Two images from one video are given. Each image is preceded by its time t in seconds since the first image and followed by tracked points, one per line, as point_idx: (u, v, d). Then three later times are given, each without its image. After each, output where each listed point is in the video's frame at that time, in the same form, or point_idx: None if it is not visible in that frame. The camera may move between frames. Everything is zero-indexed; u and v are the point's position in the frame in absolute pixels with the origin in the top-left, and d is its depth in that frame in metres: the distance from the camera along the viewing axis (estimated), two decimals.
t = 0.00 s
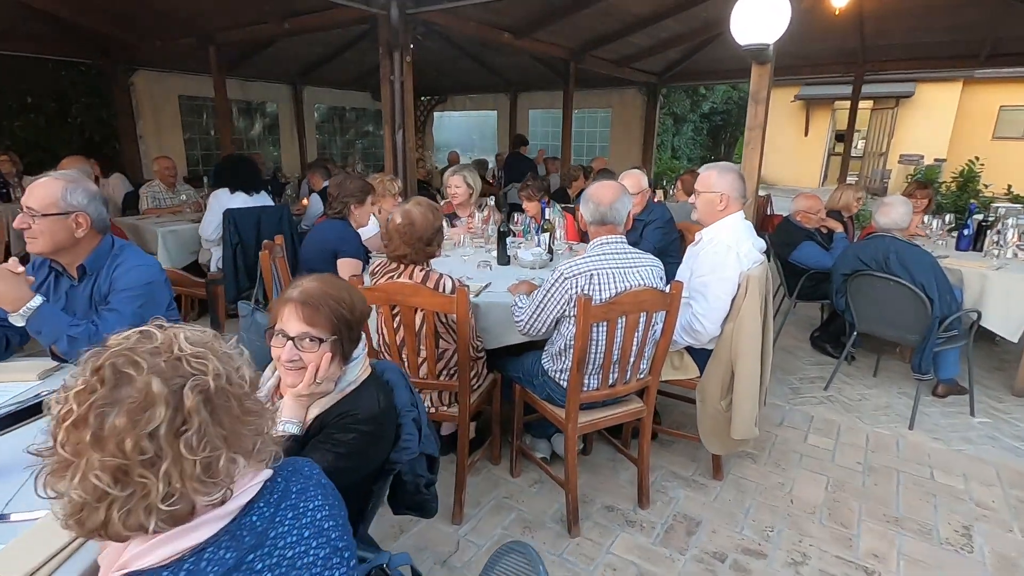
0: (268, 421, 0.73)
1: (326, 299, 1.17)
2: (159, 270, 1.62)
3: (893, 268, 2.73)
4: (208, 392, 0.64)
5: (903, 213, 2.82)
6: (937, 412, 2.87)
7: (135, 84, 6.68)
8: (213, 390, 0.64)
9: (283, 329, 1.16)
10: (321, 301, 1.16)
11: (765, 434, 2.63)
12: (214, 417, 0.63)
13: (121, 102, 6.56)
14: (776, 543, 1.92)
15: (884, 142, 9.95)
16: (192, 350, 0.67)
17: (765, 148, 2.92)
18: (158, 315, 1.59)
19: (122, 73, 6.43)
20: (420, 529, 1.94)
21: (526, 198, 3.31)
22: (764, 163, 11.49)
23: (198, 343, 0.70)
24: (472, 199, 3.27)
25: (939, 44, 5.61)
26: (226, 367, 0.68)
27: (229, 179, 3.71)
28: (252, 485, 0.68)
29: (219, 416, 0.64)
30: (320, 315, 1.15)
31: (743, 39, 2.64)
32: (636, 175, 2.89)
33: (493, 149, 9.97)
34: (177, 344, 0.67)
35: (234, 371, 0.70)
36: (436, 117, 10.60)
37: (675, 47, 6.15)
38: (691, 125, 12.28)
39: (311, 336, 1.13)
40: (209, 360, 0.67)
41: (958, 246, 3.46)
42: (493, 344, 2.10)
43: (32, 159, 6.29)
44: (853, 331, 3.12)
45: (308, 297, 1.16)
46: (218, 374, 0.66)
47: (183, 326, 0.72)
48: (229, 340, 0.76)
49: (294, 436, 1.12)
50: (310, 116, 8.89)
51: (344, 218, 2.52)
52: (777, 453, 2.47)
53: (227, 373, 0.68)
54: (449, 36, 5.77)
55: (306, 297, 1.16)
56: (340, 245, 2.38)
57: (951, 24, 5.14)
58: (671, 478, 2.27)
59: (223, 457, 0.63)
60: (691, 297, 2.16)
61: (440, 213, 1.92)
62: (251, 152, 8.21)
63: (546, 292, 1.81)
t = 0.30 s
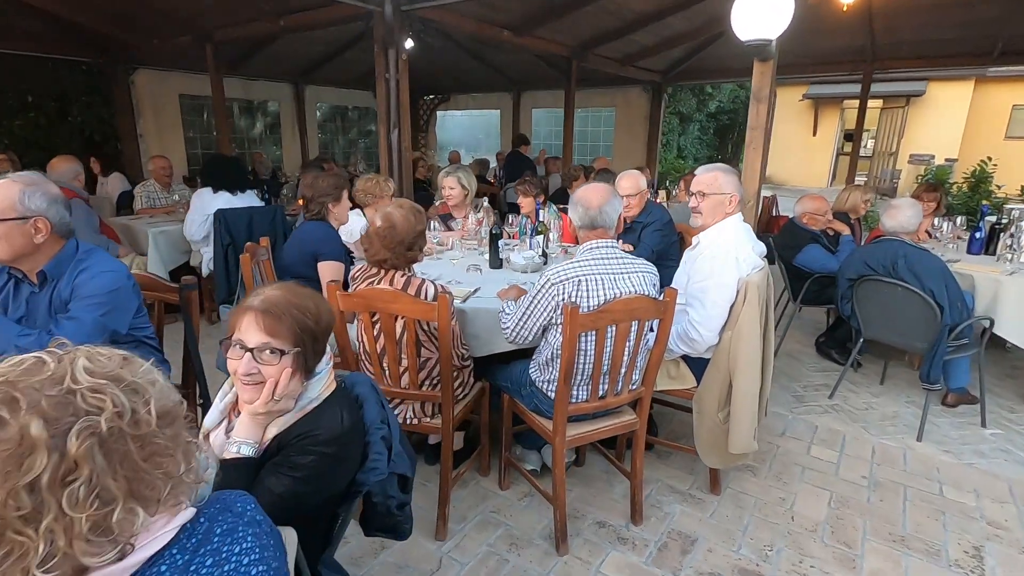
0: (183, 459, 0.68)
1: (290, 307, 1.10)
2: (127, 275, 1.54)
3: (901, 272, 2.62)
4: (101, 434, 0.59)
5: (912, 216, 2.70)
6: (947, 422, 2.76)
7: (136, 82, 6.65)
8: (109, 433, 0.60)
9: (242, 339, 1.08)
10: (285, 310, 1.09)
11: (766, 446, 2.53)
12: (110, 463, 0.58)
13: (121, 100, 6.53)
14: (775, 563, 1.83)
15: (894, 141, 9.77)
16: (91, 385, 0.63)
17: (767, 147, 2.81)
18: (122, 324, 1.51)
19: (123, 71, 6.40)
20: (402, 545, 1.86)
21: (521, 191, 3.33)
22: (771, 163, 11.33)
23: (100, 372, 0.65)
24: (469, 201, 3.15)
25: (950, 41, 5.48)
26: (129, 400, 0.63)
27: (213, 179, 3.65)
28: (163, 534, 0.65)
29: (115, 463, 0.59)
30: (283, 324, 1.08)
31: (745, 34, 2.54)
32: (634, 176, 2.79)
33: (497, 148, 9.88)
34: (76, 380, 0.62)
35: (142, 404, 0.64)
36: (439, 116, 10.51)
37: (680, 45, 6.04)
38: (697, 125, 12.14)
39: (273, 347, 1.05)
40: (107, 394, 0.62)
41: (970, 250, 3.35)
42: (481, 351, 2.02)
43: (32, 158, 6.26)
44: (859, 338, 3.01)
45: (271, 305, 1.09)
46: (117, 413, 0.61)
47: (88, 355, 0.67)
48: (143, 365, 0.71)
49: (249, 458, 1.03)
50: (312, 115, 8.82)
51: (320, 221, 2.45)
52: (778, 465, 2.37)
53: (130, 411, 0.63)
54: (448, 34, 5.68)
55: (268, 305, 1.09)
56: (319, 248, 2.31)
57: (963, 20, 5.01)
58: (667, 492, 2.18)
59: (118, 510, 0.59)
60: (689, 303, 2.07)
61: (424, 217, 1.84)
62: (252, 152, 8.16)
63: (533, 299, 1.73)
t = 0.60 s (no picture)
0: (115, 497, 0.61)
1: (247, 312, 1.02)
2: (102, 281, 1.47)
3: (914, 271, 2.52)
4: (11, 471, 0.53)
5: (925, 212, 2.59)
6: (962, 426, 2.65)
7: (136, 82, 6.62)
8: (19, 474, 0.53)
9: (197, 350, 1.01)
10: (242, 316, 1.01)
11: (774, 451, 2.43)
12: (19, 505, 0.53)
13: (121, 99, 6.49)
14: None
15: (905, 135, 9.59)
16: (4, 413, 0.55)
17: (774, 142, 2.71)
18: (97, 332, 1.44)
19: (123, 70, 6.37)
20: (393, 557, 1.79)
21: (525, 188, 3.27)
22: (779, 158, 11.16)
23: (17, 399, 0.58)
24: (466, 200, 3.12)
25: (963, 31, 5.32)
26: (49, 432, 0.56)
27: (212, 180, 3.59)
28: None
29: (24, 509, 0.53)
30: (239, 331, 1.00)
31: (750, 24, 2.44)
32: (637, 171, 2.72)
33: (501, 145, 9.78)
34: None
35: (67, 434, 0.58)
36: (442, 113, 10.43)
37: (685, 38, 5.92)
38: (704, 120, 11.99)
39: (229, 356, 0.98)
40: (21, 425, 0.55)
41: (986, 246, 3.23)
42: (474, 356, 1.95)
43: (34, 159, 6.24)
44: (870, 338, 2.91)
45: (226, 311, 1.01)
46: (34, 447, 0.55)
47: (5, 378, 0.60)
48: (73, 388, 0.64)
49: (212, 478, 0.96)
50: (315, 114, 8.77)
51: (315, 221, 2.38)
52: (786, 473, 2.28)
53: (50, 444, 0.56)
54: (449, 29, 5.59)
55: (223, 311, 1.01)
56: (310, 248, 2.24)
57: (976, 10, 4.87)
58: (670, 501, 2.09)
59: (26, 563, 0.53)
60: (691, 304, 1.98)
61: (414, 217, 1.77)
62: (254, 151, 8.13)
63: (525, 303, 1.65)
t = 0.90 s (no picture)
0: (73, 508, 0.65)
1: (215, 313, 0.93)
2: (82, 287, 1.40)
3: (929, 270, 2.44)
4: None
5: (940, 208, 2.50)
6: (979, 429, 2.57)
7: (135, 80, 6.55)
8: None
9: (163, 356, 0.93)
10: (209, 319, 0.92)
11: (784, 457, 2.36)
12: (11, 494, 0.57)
13: (119, 98, 6.42)
14: None
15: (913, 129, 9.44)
16: None
17: (784, 136, 2.63)
18: (76, 339, 1.37)
19: (121, 69, 6.30)
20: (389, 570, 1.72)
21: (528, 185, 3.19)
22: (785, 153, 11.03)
23: None
24: (465, 198, 3.04)
25: (975, 23, 5.20)
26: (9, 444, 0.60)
27: (213, 179, 3.52)
28: None
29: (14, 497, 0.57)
30: (207, 334, 0.91)
31: (759, 14, 2.36)
32: (642, 168, 2.63)
33: (503, 142, 9.69)
34: None
35: None
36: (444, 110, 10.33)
37: (690, 32, 5.81)
38: (708, 116, 11.85)
39: (195, 360, 0.89)
40: None
41: (1002, 244, 3.13)
42: (473, 361, 1.88)
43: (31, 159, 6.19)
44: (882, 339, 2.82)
45: (192, 313, 0.93)
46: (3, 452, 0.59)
47: None
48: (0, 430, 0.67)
49: (183, 500, 0.89)
50: (316, 112, 8.69)
51: (314, 221, 2.31)
52: (797, 479, 2.21)
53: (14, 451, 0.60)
54: (449, 25, 5.50)
55: (189, 313, 0.93)
56: (306, 249, 2.17)
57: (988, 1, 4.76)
58: (677, 509, 2.02)
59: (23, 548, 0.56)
60: (698, 305, 1.90)
61: (408, 217, 1.70)
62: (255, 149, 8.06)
63: (525, 306, 1.58)
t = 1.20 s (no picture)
0: None
1: (167, 331, 0.83)
2: (53, 296, 1.31)
3: (942, 274, 2.36)
4: None
5: (952, 210, 2.42)
6: (993, 438, 2.48)
7: (130, 80, 6.46)
8: None
9: (114, 380, 0.84)
10: (160, 338, 0.82)
11: (792, 468, 2.27)
12: None
13: (114, 97, 6.34)
14: None
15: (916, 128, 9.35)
16: None
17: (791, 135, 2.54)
18: (45, 354, 1.28)
19: (115, 68, 6.22)
20: None
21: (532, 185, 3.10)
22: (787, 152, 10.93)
23: None
24: (462, 199, 2.96)
25: (981, 19, 5.11)
26: None
27: (212, 179, 3.44)
28: None
29: None
30: (157, 355, 0.81)
31: (766, 8, 2.28)
32: (644, 168, 2.53)
33: (503, 142, 9.61)
34: None
35: None
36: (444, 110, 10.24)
37: (692, 30, 5.71)
38: (710, 115, 11.75)
39: (144, 387, 0.80)
40: None
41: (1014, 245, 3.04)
42: (468, 371, 1.79)
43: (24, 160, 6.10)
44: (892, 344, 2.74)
45: (142, 332, 0.83)
46: None
47: None
48: None
49: (143, 538, 0.82)
50: (314, 112, 8.61)
51: (310, 225, 2.21)
52: (806, 492, 2.12)
53: None
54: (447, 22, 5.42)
55: (139, 332, 0.83)
56: (297, 254, 2.08)
57: None
58: (681, 525, 1.94)
59: None
60: (703, 313, 1.82)
61: (398, 220, 1.61)
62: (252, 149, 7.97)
63: (522, 315, 1.50)
